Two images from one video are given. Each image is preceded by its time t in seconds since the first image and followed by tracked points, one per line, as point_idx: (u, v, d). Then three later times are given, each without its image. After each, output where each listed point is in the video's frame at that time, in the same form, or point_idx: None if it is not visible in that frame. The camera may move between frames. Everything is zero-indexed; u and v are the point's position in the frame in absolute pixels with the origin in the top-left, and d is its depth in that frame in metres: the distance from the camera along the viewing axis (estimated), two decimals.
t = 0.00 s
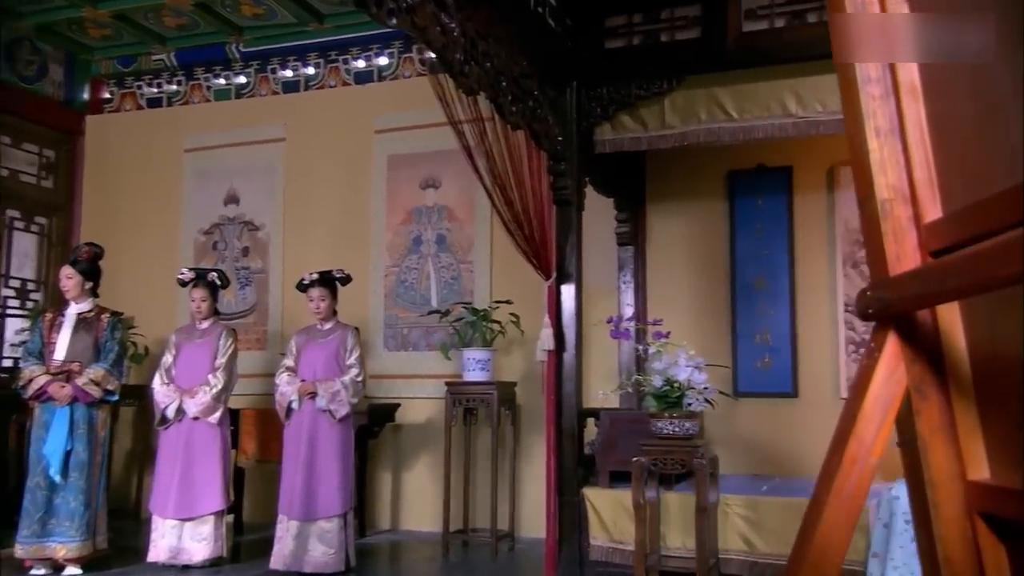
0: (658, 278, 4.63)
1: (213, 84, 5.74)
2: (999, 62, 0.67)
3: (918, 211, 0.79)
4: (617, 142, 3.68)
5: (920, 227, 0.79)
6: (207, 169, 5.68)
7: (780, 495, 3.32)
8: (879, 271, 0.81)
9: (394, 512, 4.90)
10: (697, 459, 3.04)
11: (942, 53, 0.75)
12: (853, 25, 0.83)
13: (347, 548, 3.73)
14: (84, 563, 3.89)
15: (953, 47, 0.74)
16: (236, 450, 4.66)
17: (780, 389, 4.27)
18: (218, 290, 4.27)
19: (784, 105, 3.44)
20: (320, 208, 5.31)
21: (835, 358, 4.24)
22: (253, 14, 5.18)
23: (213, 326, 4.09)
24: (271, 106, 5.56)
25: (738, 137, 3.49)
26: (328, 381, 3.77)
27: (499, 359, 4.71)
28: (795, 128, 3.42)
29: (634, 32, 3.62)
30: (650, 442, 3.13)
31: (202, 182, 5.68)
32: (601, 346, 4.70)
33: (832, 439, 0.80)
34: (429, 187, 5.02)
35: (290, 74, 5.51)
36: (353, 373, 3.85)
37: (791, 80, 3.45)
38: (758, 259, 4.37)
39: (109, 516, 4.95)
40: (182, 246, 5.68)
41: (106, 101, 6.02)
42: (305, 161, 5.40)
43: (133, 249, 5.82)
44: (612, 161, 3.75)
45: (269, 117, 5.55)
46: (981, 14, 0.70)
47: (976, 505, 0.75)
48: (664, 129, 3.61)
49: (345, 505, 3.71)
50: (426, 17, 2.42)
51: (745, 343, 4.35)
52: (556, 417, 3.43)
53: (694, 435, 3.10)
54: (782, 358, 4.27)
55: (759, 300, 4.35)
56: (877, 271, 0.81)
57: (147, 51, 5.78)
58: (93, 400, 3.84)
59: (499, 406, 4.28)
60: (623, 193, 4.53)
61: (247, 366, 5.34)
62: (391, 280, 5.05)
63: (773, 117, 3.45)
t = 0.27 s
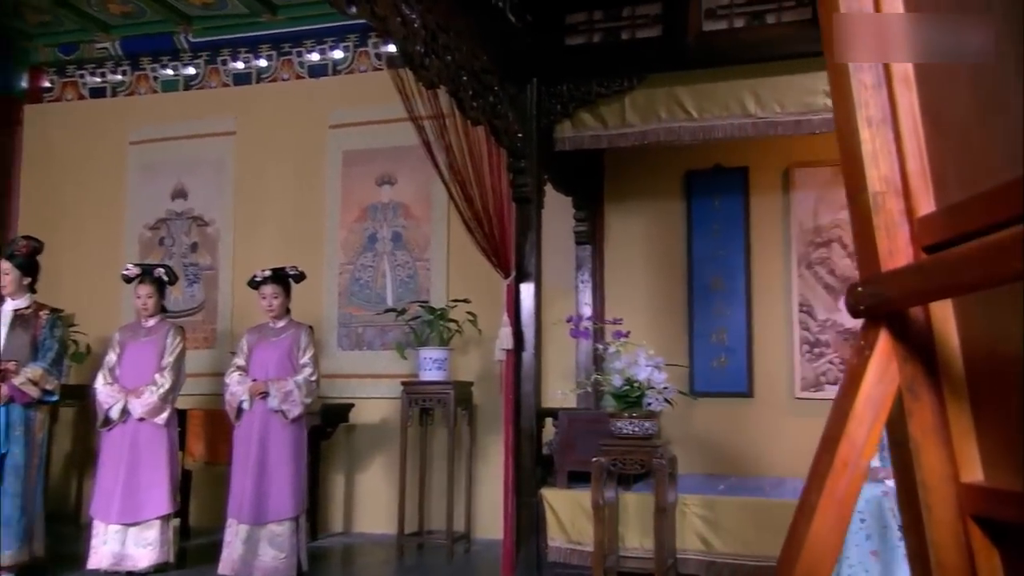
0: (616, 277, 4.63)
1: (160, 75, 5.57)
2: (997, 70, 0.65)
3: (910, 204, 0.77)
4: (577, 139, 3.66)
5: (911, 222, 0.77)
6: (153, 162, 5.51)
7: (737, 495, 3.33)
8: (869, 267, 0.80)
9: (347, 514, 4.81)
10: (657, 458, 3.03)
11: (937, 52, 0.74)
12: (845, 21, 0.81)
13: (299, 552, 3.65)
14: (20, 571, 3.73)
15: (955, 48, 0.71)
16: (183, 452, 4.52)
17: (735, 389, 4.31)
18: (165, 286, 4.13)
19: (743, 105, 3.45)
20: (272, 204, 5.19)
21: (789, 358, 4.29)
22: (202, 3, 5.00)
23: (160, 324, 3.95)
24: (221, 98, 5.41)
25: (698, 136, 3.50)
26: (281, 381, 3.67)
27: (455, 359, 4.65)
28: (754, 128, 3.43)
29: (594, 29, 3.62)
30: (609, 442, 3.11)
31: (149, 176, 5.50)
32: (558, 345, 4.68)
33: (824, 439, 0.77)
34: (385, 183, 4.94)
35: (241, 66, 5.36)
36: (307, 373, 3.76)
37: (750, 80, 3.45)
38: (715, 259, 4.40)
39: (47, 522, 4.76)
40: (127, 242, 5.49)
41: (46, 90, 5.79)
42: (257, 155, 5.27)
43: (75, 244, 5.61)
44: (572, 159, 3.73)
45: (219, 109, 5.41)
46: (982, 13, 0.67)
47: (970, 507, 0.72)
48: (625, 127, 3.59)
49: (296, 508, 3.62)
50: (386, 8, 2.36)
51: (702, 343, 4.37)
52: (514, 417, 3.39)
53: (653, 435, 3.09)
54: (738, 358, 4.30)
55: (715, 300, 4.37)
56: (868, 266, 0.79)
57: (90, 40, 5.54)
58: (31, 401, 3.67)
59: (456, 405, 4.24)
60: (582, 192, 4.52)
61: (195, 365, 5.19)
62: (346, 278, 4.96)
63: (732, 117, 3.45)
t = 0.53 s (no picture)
0: (570, 276, 4.62)
1: (98, 62, 5.30)
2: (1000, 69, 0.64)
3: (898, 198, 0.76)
4: (533, 136, 3.63)
5: (900, 215, 0.76)
6: (91, 152, 5.30)
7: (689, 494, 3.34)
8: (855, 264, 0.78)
9: (293, 516, 4.70)
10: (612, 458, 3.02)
11: (927, 46, 0.74)
12: (834, 16, 0.80)
13: (242, 555, 3.56)
14: None
15: (953, 47, 0.70)
16: (122, 453, 4.37)
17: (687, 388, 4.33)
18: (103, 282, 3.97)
19: (699, 105, 3.46)
20: (217, 198, 5.04)
21: (740, 358, 4.32)
22: None
23: (97, 321, 3.79)
24: (164, 88, 5.23)
25: (653, 135, 3.50)
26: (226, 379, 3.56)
27: (407, 358, 4.59)
28: (709, 127, 3.44)
29: (550, 25, 3.58)
30: (564, 441, 3.08)
31: (87, 167, 5.30)
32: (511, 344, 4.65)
33: (811, 440, 0.75)
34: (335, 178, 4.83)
35: (184, 55, 5.17)
36: (253, 371, 3.65)
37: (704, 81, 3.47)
38: (667, 259, 4.42)
39: None
40: (63, 235, 5.28)
41: None
42: (202, 147, 5.11)
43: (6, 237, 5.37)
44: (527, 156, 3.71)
45: (162, 99, 5.23)
46: (984, 13, 0.67)
47: (960, 508, 0.69)
48: (581, 124, 3.58)
49: (241, 511, 3.52)
50: None
51: (655, 343, 4.38)
52: (468, 417, 3.34)
53: (608, 434, 3.07)
54: (690, 357, 4.32)
55: (668, 300, 4.39)
56: (856, 261, 0.77)
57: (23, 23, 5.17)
58: None
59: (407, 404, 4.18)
60: (536, 190, 4.50)
61: (135, 364, 5.01)
62: (294, 275, 4.84)
63: (687, 117, 3.47)
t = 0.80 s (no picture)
0: (529, 275, 4.60)
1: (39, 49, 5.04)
2: (994, 72, 0.70)
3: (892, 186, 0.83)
4: (493, 133, 3.60)
5: (894, 207, 0.82)
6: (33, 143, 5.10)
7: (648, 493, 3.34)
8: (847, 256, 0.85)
9: (244, 519, 4.59)
10: (573, 458, 3.00)
11: (919, 53, 0.81)
12: (829, 17, 0.87)
13: (191, 559, 3.47)
14: None
15: (953, 48, 0.75)
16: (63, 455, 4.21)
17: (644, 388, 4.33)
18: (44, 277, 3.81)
19: (660, 104, 3.44)
20: (167, 192, 4.89)
21: (698, 358, 4.34)
22: None
23: (38, 318, 3.63)
24: (111, 78, 5.07)
25: (614, 133, 3.48)
26: (175, 379, 3.46)
27: (362, 357, 4.51)
28: (669, 126, 3.43)
29: (511, 20, 3.59)
30: (524, 441, 3.04)
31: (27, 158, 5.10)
32: (470, 342, 4.61)
33: (802, 440, 0.81)
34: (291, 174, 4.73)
35: (132, 45, 5.01)
36: (204, 370, 3.54)
37: (665, 80, 3.46)
38: (625, 258, 4.42)
39: None
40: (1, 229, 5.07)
41: None
42: (150, 140, 4.95)
43: None
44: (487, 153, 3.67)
45: (108, 89, 5.06)
46: (982, 14, 0.72)
47: (950, 510, 0.75)
48: (541, 122, 3.54)
49: (190, 515, 3.42)
50: None
51: (613, 342, 4.38)
52: (426, 416, 3.29)
53: (569, 434, 3.05)
54: (648, 357, 4.33)
55: (626, 299, 4.38)
56: (850, 252, 0.84)
57: None
58: None
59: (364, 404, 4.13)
60: (495, 187, 4.46)
61: (78, 363, 4.84)
62: (246, 272, 4.72)
63: (648, 116, 3.45)
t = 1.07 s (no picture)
0: (482, 273, 4.56)
1: None
2: (998, 65, 0.69)
3: (891, 176, 0.82)
4: (448, 127, 3.53)
5: (895, 198, 0.82)
6: None
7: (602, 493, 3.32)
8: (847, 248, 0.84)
9: (185, 523, 4.44)
10: (528, 458, 2.96)
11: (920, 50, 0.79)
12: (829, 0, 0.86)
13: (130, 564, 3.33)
14: None
15: (951, 48, 0.74)
16: None
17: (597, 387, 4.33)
18: None
19: (616, 101, 3.43)
20: (105, 183, 4.70)
21: (650, 357, 4.35)
22: None
23: None
24: (44, 63, 4.85)
25: (571, 130, 3.44)
26: (113, 378, 3.31)
27: (311, 355, 4.40)
28: (626, 124, 3.41)
29: (467, 14, 3.62)
30: (478, 441, 2.99)
31: None
32: (421, 341, 4.54)
33: (800, 442, 0.81)
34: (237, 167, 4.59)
35: (67, 29, 4.82)
36: (144, 369, 3.40)
37: (621, 77, 3.44)
38: (579, 257, 4.40)
39: None
40: None
41: None
42: (87, 129, 4.75)
43: None
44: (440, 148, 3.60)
45: (41, 76, 4.84)
46: (977, 15, 0.72)
47: (954, 513, 0.74)
48: (497, 117, 3.49)
49: (129, 519, 3.27)
50: None
51: (566, 341, 4.36)
52: (378, 416, 3.22)
53: (524, 434, 3.01)
54: (601, 356, 4.32)
55: (580, 298, 4.37)
56: (851, 243, 0.83)
57: None
58: None
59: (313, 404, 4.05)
60: (448, 184, 4.42)
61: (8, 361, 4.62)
62: (189, 268, 4.57)
63: (605, 113, 3.43)
